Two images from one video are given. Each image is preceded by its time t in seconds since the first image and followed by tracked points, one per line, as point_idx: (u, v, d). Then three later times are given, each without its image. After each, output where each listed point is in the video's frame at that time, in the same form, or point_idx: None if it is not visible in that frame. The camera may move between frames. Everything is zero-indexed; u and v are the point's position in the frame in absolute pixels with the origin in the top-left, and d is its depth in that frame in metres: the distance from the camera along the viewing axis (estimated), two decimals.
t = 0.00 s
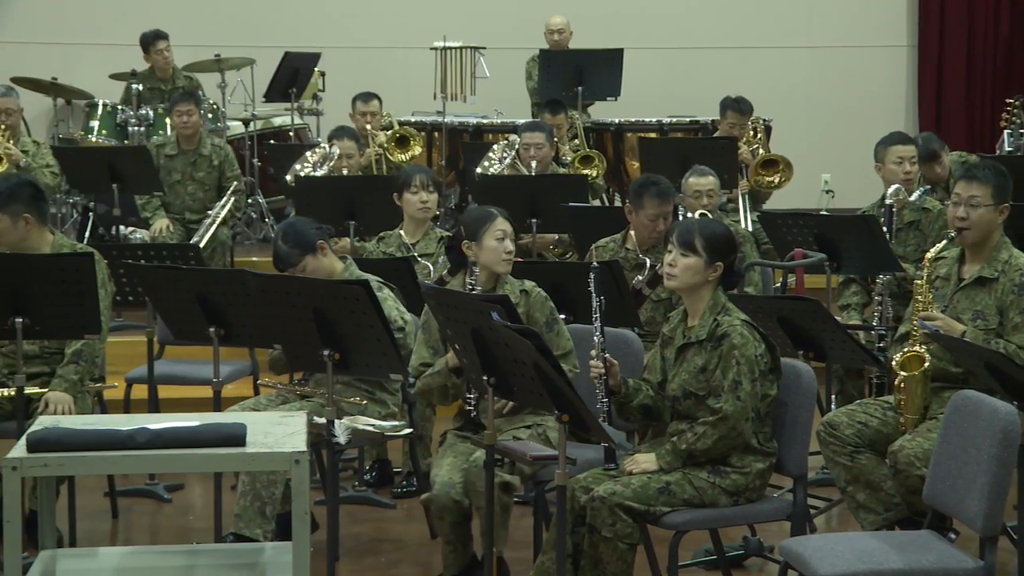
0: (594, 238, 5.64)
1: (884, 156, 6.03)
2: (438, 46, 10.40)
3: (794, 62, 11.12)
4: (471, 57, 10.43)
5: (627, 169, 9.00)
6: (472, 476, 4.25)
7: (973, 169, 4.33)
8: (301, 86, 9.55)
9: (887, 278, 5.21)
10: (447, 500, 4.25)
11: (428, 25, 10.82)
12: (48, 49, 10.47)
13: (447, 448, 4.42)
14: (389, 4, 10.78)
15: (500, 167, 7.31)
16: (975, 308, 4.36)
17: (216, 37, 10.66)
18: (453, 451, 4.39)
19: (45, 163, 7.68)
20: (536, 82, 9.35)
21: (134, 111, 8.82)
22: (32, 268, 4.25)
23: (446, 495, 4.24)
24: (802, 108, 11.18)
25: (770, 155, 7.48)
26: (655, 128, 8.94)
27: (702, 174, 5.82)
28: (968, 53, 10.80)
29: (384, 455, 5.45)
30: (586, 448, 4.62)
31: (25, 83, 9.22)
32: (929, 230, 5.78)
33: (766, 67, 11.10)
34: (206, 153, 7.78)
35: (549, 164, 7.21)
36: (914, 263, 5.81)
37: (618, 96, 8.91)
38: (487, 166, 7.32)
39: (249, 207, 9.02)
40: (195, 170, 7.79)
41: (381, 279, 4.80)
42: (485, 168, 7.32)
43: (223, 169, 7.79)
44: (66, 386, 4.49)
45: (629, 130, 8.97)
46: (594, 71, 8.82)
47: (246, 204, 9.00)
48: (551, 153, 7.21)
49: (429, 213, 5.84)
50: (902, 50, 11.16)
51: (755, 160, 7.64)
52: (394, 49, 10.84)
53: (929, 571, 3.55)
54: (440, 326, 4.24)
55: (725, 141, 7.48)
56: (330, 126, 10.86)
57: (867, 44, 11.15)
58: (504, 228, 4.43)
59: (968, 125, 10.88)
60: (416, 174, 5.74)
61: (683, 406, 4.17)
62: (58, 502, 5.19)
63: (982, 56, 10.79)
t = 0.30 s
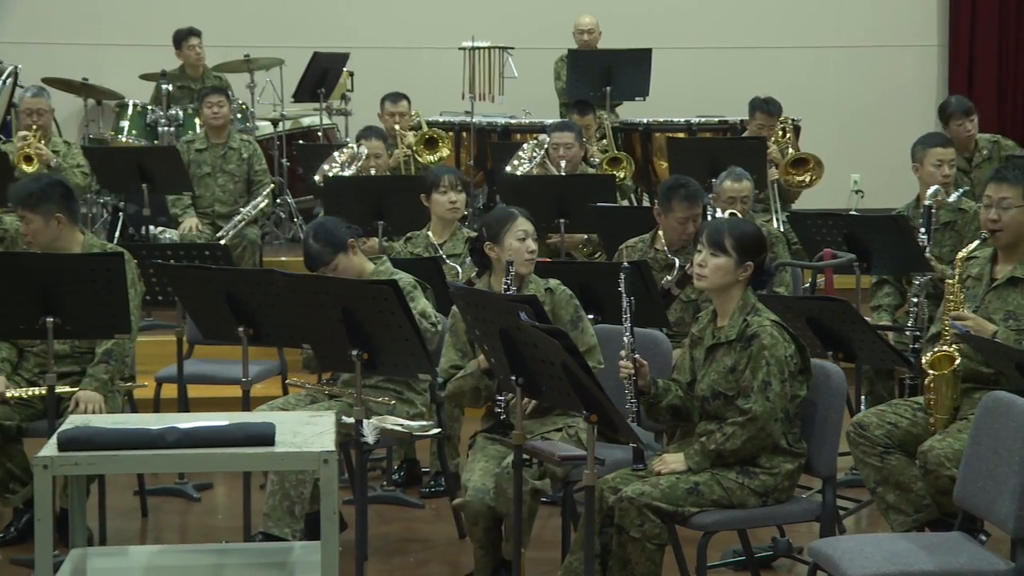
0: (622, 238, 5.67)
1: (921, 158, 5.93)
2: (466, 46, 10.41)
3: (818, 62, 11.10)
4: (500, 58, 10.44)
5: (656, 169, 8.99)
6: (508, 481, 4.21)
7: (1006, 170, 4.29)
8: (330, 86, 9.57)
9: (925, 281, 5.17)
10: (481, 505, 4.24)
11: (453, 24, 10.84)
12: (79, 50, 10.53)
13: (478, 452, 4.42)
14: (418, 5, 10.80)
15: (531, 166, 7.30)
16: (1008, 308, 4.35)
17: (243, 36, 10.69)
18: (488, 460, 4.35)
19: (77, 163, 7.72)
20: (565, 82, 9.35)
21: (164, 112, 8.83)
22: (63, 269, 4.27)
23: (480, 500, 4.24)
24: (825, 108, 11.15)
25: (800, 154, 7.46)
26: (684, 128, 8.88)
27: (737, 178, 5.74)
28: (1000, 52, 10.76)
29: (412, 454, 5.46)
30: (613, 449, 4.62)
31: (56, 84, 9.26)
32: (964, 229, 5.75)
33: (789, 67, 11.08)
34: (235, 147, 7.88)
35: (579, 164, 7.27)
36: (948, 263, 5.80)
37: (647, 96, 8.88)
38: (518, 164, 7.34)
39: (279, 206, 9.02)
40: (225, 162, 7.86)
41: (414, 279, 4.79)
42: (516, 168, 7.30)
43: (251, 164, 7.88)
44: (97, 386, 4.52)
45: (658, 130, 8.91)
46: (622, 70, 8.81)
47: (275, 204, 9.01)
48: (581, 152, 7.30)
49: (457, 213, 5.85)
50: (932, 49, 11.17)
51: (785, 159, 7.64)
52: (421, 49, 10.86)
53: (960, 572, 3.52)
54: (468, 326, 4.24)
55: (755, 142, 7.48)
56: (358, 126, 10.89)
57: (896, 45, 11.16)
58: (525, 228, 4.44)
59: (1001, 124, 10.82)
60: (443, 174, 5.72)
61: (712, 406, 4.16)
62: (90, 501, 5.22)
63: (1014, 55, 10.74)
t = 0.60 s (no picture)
0: (656, 237, 5.71)
1: (958, 159, 5.85)
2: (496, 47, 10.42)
3: (846, 62, 11.08)
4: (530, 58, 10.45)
5: (687, 168, 8.99)
6: (504, 483, 4.20)
7: None
8: (361, 86, 9.59)
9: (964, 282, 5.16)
10: (489, 501, 4.26)
11: (481, 24, 10.86)
12: (111, 51, 10.59)
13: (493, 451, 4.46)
14: (447, 5, 10.83)
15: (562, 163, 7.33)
16: None
17: (272, 37, 10.73)
18: (498, 458, 4.37)
19: (110, 163, 7.83)
20: (595, 82, 9.36)
21: (196, 112, 8.89)
22: (100, 269, 4.29)
23: (478, 495, 4.26)
24: (851, 108, 11.13)
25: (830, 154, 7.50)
26: (714, 127, 8.91)
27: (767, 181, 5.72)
28: None
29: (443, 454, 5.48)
30: (642, 449, 4.62)
31: (89, 84, 9.29)
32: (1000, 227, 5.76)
33: (814, 67, 11.06)
34: (266, 147, 7.89)
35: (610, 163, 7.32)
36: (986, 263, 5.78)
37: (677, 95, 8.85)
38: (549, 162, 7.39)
39: (309, 207, 9.03)
40: (255, 161, 7.89)
41: (444, 280, 4.80)
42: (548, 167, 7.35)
43: (281, 163, 7.91)
44: (129, 385, 4.55)
45: (688, 130, 8.96)
46: (653, 70, 8.80)
47: (305, 204, 9.03)
48: (611, 152, 7.36)
49: (489, 213, 5.88)
50: (965, 49, 11.11)
51: (816, 159, 7.66)
52: (451, 49, 10.88)
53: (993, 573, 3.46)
54: (498, 326, 4.22)
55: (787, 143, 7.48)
56: (389, 126, 10.92)
57: (928, 44, 11.11)
58: (541, 229, 4.48)
59: None
60: (475, 174, 5.80)
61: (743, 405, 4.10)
62: (122, 499, 5.25)
63: None
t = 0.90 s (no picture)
0: (690, 239, 5.74)
1: (997, 159, 5.79)
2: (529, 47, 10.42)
3: (875, 62, 11.04)
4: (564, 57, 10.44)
5: (720, 168, 8.99)
6: (511, 484, 4.16)
7: None
8: (394, 86, 9.60)
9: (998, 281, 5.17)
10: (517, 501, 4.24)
11: (510, 24, 10.87)
12: (143, 52, 10.65)
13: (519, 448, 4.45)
14: (478, 6, 10.84)
15: (595, 162, 7.34)
16: None
17: (302, 37, 10.75)
18: (520, 455, 4.32)
19: (145, 163, 7.89)
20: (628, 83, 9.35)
21: (230, 112, 8.91)
22: (139, 267, 4.31)
23: (494, 489, 4.20)
24: (881, 107, 11.08)
25: (863, 157, 7.56)
26: (748, 128, 8.91)
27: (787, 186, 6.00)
28: None
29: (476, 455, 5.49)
30: (674, 449, 4.61)
31: (124, 85, 9.32)
32: None
33: (843, 66, 11.02)
34: (300, 147, 7.95)
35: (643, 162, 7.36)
36: None
37: (711, 96, 8.80)
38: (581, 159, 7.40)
39: (342, 206, 9.01)
40: (289, 162, 7.93)
41: (477, 280, 4.80)
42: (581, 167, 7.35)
43: (314, 164, 7.94)
44: (164, 385, 4.57)
45: (721, 130, 8.94)
46: (687, 69, 8.77)
47: (339, 204, 9.00)
48: (645, 151, 7.39)
49: (523, 214, 5.92)
50: (1001, 48, 11.07)
51: (851, 160, 7.69)
52: (481, 49, 10.89)
53: None
54: (531, 326, 4.21)
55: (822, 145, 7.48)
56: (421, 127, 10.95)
57: (961, 44, 11.06)
58: (565, 230, 4.51)
59: None
60: (509, 176, 5.83)
61: (777, 401, 4.08)
62: (158, 497, 5.29)
63: None
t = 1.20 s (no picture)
0: (723, 239, 5.75)
1: None
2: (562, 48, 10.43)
3: (908, 62, 10.99)
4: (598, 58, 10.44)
5: (754, 168, 8.99)
6: (546, 486, 4.15)
7: None
8: (429, 86, 9.62)
9: None
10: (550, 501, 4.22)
11: (540, 25, 10.88)
12: (176, 54, 10.70)
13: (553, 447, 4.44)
14: (509, 7, 10.85)
15: (630, 160, 7.40)
16: None
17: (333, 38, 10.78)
18: (556, 455, 4.30)
19: (181, 164, 7.95)
20: (663, 83, 9.35)
21: (264, 112, 8.94)
22: (177, 267, 4.33)
23: (530, 484, 4.19)
24: (913, 107, 11.04)
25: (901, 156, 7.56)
26: (782, 127, 8.92)
27: (816, 184, 5.97)
28: None
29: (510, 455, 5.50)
30: (709, 450, 4.61)
31: (160, 87, 9.38)
32: None
33: (874, 66, 10.98)
34: (335, 148, 8.00)
35: (677, 162, 7.38)
36: None
37: (746, 96, 8.77)
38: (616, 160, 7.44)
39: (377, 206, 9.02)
40: (325, 162, 7.99)
41: (512, 282, 4.79)
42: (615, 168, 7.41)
43: (349, 165, 7.98)
44: (200, 384, 4.59)
45: (756, 129, 8.98)
46: (722, 69, 8.76)
47: (373, 204, 9.00)
48: (679, 152, 7.39)
49: (564, 216, 5.96)
50: None
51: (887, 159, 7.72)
52: (513, 50, 10.90)
53: None
54: (565, 326, 4.19)
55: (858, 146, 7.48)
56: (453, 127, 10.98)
57: (994, 43, 11.00)
58: (595, 231, 4.50)
59: None
60: (553, 178, 5.85)
61: (811, 399, 4.03)
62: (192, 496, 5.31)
63: None
